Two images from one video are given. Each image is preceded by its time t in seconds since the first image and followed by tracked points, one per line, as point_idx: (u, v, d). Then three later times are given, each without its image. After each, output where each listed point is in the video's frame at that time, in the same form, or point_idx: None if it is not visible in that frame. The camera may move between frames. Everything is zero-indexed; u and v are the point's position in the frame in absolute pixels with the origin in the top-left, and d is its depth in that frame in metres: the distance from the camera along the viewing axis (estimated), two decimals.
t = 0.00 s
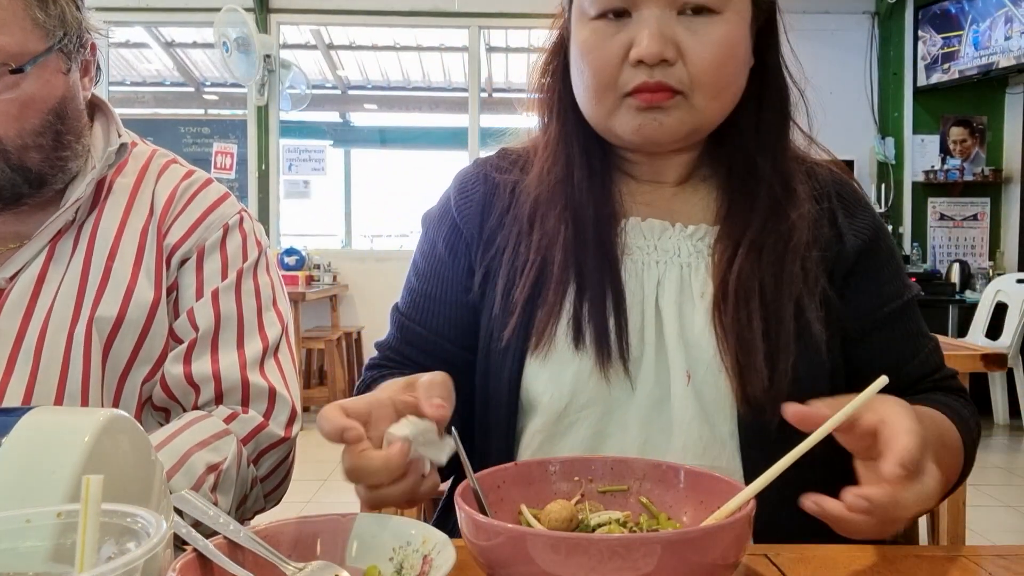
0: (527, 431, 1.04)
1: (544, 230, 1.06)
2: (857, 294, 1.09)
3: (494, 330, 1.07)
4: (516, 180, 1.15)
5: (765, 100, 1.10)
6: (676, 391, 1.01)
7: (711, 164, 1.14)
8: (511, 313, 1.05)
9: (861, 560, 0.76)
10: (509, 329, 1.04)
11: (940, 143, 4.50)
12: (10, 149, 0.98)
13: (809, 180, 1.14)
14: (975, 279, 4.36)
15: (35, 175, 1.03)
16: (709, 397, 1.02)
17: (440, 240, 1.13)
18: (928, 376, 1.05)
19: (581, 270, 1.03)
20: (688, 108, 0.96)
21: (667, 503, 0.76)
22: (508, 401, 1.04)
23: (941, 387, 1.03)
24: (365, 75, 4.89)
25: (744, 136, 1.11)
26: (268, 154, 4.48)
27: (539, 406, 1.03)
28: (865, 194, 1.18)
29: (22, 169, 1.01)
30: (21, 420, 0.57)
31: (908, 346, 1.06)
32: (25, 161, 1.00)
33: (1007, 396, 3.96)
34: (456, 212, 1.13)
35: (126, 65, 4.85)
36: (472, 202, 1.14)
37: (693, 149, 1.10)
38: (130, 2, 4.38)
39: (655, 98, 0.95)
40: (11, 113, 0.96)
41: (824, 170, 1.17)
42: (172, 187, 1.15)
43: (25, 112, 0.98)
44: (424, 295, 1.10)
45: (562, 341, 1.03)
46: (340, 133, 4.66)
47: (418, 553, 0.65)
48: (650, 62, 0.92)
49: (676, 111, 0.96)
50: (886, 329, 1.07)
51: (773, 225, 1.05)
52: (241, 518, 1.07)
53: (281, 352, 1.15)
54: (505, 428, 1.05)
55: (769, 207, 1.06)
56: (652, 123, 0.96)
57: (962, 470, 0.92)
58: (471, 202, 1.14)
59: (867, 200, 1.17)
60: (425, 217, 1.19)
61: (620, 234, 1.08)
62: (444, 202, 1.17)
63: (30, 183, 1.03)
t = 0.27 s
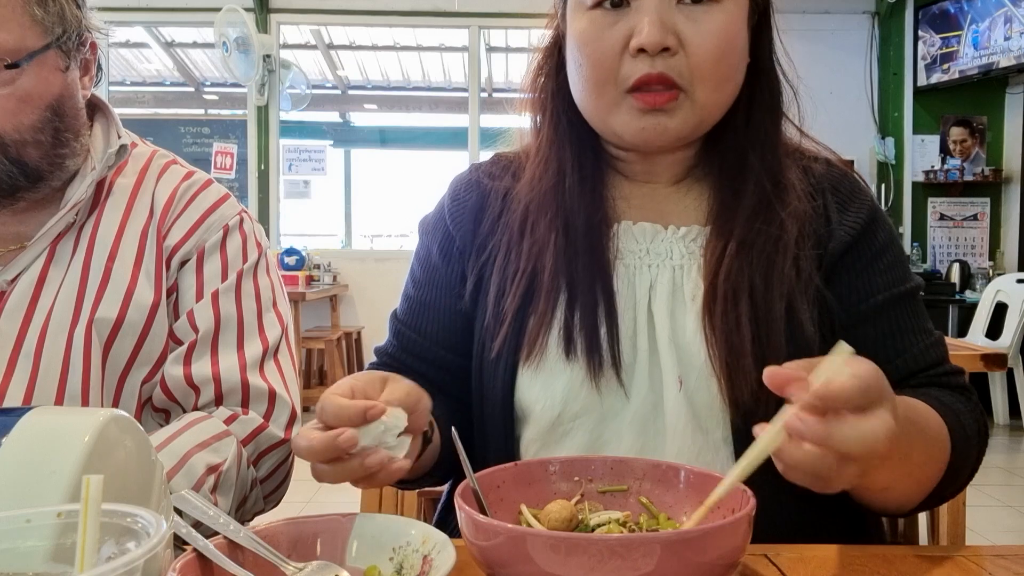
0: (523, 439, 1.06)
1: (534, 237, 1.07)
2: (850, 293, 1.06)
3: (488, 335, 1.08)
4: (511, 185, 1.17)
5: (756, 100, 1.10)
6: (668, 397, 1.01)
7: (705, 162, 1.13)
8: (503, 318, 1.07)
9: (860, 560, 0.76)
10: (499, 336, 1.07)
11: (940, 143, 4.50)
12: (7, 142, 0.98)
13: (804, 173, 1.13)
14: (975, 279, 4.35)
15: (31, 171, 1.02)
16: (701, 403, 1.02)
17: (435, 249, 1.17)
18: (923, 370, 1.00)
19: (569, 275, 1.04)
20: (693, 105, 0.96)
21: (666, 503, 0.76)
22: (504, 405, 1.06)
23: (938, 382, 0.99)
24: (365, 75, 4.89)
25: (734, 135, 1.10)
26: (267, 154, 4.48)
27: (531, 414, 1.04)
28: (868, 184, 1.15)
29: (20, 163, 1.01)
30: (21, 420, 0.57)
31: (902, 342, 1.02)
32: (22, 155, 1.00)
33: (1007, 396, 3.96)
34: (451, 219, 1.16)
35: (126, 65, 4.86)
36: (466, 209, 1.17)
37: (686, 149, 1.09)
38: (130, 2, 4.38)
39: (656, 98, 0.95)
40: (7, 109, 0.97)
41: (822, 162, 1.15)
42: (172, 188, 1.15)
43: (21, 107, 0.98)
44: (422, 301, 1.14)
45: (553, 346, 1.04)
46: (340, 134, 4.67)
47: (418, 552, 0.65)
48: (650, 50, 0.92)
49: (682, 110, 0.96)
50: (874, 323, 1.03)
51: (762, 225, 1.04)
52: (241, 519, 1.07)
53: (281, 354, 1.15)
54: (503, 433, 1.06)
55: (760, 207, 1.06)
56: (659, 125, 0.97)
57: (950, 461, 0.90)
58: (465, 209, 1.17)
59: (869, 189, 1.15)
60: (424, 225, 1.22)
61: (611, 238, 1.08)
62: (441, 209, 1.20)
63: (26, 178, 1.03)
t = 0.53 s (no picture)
0: (522, 443, 1.06)
1: (529, 242, 1.07)
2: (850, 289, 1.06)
3: (485, 341, 1.09)
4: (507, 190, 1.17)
5: (752, 102, 1.09)
6: (665, 401, 1.01)
7: (703, 163, 1.12)
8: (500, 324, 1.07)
9: (859, 561, 0.76)
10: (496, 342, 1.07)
11: (940, 143, 4.50)
12: None
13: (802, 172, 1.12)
14: (975, 279, 4.35)
15: (26, 168, 1.02)
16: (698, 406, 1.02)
17: (432, 255, 1.17)
18: (930, 360, 0.99)
19: (564, 282, 1.04)
20: (683, 110, 0.95)
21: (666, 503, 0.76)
22: (502, 410, 1.06)
23: (943, 371, 0.97)
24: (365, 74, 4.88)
25: (730, 137, 1.09)
26: (267, 154, 4.49)
27: (530, 418, 1.05)
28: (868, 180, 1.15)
29: (10, 157, 1.00)
30: (21, 419, 0.57)
31: (906, 333, 1.01)
32: (13, 150, 1.00)
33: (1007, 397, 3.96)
34: (446, 225, 1.16)
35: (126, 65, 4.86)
36: (462, 215, 1.17)
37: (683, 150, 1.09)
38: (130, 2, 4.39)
39: (645, 105, 0.95)
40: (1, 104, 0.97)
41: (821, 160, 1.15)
42: (172, 189, 1.15)
43: (16, 102, 0.98)
44: (420, 308, 1.14)
45: (550, 351, 1.04)
46: (340, 134, 4.67)
47: (417, 552, 0.65)
48: (636, 55, 0.92)
49: (673, 116, 0.96)
50: (874, 318, 1.03)
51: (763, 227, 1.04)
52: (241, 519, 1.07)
53: (280, 353, 1.15)
54: (503, 437, 1.07)
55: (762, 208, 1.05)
56: (648, 131, 0.97)
57: (956, 451, 0.90)
58: (462, 215, 1.17)
59: (870, 185, 1.14)
60: (421, 231, 1.22)
61: (607, 242, 1.08)
62: (437, 215, 1.20)
63: (21, 175, 1.03)
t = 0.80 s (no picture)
0: (523, 443, 1.06)
1: (530, 244, 1.07)
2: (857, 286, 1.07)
3: (486, 342, 1.09)
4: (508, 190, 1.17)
5: (739, 101, 1.09)
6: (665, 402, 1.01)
7: (700, 161, 1.11)
8: (502, 326, 1.07)
9: (859, 561, 0.76)
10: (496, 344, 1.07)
11: (940, 143, 4.50)
12: None
13: (803, 169, 1.12)
14: (975, 279, 4.34)
15: (26, 169, 1.02)
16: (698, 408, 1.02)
17: (433, 256, 1.17)
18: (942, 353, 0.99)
19: (565, 284, 1.04)
20: (630, 106, 0.97)
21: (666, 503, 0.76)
22: (503, 411, 1.06)
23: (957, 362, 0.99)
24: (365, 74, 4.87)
25: (726, 136, 1.09)
26: (267, 154, 4.49)
27: (530, 419, 1.05)
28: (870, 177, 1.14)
29: (8, 161, 1.00)
30: (22, 420, 0.57)
31: (911, 329, 1.01)
32: (10, 153, 1.00)
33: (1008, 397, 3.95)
34: (448, 226, 1.16)
35: (126, 65, 4.85)
36: (463, 215, 1.17)
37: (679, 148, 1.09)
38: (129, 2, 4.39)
39: (591, 97, 0.96)
40: None
41: (822, 157, 1.14)
42: (172, 188, 1.15)
43: (12, 102, 0.98)
44: (421, 308, 1.14)
45: (551, 353, 1.04)
46: (340, 134, 4.67)
47: (417, 553, 0.65)
48: (582, 60, 0.95)
49: (618, 108, 0.97)
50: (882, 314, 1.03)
51: (743, 230, 1.03)
52: (241, 518, 1.07)
53: (280, 352, 1.15)
54: (504, 438, 1.07)
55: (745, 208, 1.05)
56: (591, 121, 0.98)
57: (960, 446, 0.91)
58: (463, 215, 1.17)
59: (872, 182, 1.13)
60: (422, 231, 1.22)
61: (607, 242, 1.08)
62: (438, 215, 1.20)
63: (21, 177, 1.03)
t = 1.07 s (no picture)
0: (521, 444, 1.06)
1: (528, 243, 1.08)
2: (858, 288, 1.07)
3: (485, 343, 1.09)
4: (507, 190, 1.17)
5: (729, 104, 1.10)
6: (663, 403, 1.01)
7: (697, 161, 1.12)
8: (499, 327, 1.07)
9: (859, 561, 0.76)
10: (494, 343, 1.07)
11: (940, 143, 4.49)
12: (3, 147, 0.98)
13: (801, 169, 1.12)
14: (975, 279, 4.34)
15: (28, 172, 1.02)
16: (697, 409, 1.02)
17: (433, 255, 1.17)
18: (940, 357, 0.99)
19: (564, 287, 1.04)
20: (614, 106, 0.97)
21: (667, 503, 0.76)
22: (501, 411, 1.06)
23: (956, 368, 0.98)
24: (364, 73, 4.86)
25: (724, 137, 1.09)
26: (267, 154, 4.49)
27: (528, 419, 1.05)
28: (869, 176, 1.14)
29: (16, 165, 1.01)
30: (22, 419, 0.56)
31: (912, 332, 1.01)
32: (17, 158, 1.00)
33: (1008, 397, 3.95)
34: (447, 226, 1.16)
35: (126, 65, 4.85)
36: (463, 215, 1.17)
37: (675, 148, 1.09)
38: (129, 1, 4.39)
39: (576, 100, 0.97)
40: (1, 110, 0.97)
41: (821, 157, 1.14)
42: (172, 188, 1.15)
43: (16, 109, 0.98)
44: (420, 308, 1.14)
45: (549, 353, 1.05)
46: (340, 134, 4.67)
47: (417, 553, 0.65)
48: (568, 61, 0.96)
49: (603, 109, 0.97)
50: (883, 316, 1.03)
51: (731, 233, 1.03)
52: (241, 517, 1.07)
53: (279, 353, 1.15)
54: (502, 438, 1.07)
55: (733, 211, 1.05)
56: (580, 124, 0.98)
57: (975, 450, 0.90)
58: (463, 215, 1.17)
59: (871, 181, 1.13)
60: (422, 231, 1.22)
61: (605, 242, 1.09)
62: (438, 214, 1.20)
63: (23, 180, 1.03)
